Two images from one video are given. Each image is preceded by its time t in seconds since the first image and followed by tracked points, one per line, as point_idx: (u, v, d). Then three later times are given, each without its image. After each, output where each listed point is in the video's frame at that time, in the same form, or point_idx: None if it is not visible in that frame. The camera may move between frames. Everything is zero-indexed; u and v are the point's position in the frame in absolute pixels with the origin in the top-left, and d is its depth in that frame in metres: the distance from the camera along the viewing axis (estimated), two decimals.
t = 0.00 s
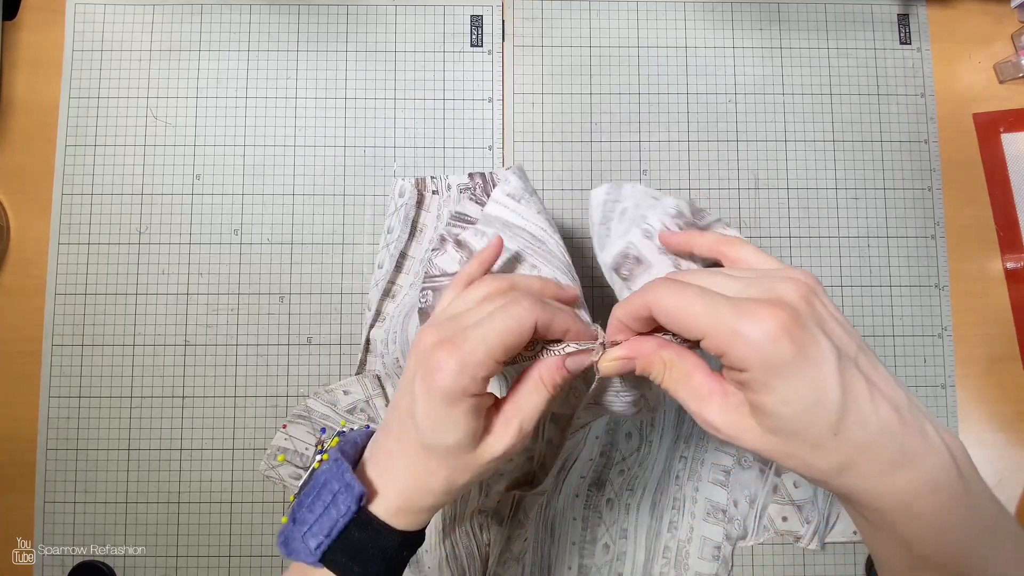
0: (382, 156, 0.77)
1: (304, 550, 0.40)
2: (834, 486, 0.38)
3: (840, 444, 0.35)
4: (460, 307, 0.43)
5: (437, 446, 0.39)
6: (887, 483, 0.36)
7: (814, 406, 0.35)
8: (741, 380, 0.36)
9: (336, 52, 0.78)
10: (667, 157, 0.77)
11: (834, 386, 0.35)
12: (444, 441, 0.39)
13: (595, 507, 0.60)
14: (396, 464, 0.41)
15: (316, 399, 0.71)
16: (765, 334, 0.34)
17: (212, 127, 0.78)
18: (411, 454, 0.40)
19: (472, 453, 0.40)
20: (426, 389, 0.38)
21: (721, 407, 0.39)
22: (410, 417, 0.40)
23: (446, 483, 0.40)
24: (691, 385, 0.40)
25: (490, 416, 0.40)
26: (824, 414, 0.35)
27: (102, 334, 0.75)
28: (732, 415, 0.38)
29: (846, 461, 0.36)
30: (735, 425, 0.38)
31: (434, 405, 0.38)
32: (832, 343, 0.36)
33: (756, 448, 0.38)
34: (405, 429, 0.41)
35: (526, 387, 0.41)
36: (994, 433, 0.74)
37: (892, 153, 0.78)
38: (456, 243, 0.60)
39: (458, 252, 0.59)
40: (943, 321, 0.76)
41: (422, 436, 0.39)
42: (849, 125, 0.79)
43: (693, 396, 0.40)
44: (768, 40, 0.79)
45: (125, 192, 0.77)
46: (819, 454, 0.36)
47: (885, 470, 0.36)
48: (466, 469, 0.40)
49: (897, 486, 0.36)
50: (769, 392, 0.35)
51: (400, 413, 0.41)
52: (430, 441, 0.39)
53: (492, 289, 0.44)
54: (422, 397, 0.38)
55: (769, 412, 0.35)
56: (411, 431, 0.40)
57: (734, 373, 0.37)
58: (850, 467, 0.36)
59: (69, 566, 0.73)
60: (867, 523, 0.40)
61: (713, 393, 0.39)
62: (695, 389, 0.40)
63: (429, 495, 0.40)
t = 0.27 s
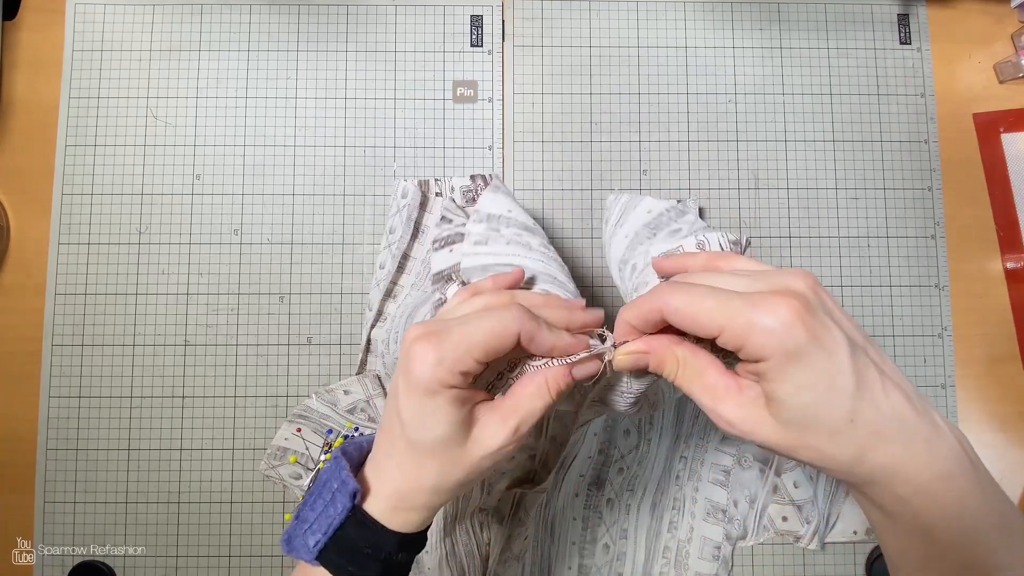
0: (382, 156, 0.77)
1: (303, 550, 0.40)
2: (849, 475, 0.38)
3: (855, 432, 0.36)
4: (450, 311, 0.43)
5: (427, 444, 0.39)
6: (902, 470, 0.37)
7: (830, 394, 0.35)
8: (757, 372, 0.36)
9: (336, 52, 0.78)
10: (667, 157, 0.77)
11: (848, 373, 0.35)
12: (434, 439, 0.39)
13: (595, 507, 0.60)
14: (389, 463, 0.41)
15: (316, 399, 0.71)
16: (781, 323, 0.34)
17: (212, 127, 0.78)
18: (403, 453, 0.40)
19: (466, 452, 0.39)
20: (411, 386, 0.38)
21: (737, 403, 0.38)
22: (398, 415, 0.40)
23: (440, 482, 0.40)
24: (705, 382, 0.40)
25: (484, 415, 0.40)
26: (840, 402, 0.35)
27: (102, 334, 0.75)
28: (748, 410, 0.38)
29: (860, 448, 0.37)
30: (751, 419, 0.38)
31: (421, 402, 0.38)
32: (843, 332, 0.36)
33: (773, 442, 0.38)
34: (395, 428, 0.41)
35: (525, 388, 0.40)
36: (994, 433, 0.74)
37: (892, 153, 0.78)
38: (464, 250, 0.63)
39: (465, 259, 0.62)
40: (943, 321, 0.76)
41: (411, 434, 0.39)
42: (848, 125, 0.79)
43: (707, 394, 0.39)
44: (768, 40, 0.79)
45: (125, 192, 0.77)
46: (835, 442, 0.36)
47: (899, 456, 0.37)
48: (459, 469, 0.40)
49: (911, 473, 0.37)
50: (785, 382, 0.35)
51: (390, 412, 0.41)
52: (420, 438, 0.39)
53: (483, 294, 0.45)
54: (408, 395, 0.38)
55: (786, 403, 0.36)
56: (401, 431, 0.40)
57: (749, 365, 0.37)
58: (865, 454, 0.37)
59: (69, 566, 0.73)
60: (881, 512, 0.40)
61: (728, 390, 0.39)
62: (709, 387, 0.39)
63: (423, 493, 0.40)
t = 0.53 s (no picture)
0: (382, 156, 0.77)
1: None
2: (859, 467, 0.39)
3: (869, 421, 0.37)
4: (429, 321, 0.38)
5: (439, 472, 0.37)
6: (911, 462, 0.38)
7: (848, 382, 0.36)
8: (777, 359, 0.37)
9: (336, 52, 0.78)
10: (667, 157, 0.77)
11: (866, 363, 0.36)
12: (450, 469, 0.37)
13: (595, 507, 0.60)
14: (401, 486, 0.40)
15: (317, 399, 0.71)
16: (803, 312, 0.35)
17: (212, 127, 0.78)
18: (415, 478, 0.39)
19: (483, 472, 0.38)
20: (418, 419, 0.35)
21: (751, 394, 0.39)
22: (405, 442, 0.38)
23: (457, 502, 0.39)
24: (718, 375, 0.40)
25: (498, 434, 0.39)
26: (855, 392, 0.36)
27: (102, 334, 0.75)
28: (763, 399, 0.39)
29: (873, 438, 0.38)
30: (766, 409, 0.39)
31: (428, 436, 0.35)
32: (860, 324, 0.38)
33: (786, 433, 0.38)
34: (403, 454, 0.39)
35: (543, 408, 0.40)
36: (994, 433, 0.74)
37: (892, 153, 0.78)
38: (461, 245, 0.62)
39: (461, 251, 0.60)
40: (943, 321, 0.76)
41: (423, 464, 0.37)
42: (849, 125, 0.79)
43: (720, 386, 0.40)
44: (768, 40, 0.79)
45: (125, 192, 0.77)
46: (849, 431, 0.37)
47: (909, 448, 0.38)
48: (476, 489, 0.39)
49: (919, 466, 0.38)
50: (805, 369, 0.36)
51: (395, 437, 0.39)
52: (432, 467, 0.37)
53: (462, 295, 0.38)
54: (415, 426, 0.36)
55: (804, 390, 0.37)
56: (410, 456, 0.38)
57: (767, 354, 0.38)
58: (878, 444, 0.38)
59: (69, 566, 0.73)
60: (887, 507, 0.41)
61: (741, 382, 0.39)
62: (722, 379, 0.40)
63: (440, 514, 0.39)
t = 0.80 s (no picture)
0: (382, 156, 0.77)
1: None
2: (862, 462, 0.40)
3: (869, 414, 0.38)
4: (433, 327, 0.37)
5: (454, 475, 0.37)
6: (914, 457, 0.38)
7: (848, 376, 0.37)
8: (777, 353, 0.38)
9: (336, 52, 0.78)
10: (667, 157, 0.77)
11: (865, 357, 0.37)
12: (465, 473, 0.37)
13: (595, 507, 0.60)
14: (412, 492, 0.39)
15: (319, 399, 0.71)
16: (800, 305, 0.36)
17: (212, 127, 0.78)
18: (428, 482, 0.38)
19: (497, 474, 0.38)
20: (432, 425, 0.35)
21: (754, 390, 0.40)
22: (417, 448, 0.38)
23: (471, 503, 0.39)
24: (721, 371, 0.40)
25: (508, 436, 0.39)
26: (855, 385, 0.37)
27: (102, 334, 0.75)
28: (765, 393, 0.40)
29: (875, 432, 0.38)
30: (770, 404, 0.39)
31: (444, 440, 0.35)
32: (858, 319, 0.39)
33: (788, 428, 0.39)
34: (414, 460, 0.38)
35: (551, 410, 0.40)
36: (994, 433, 0.74)
37: (892, 153, 0.78)
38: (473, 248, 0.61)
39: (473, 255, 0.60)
40: (943, 321, 0.76)
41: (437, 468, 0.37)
42: (849, 125, 0.79)
43: (723, 383, 0.40)
44: (768, 40, 0.79)
45: (125, 192, 0.77)
46: (850, 425, 0.38)
47: (912, 441, 0.38)
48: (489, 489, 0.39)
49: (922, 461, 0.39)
50: (804, 362, 0.37)
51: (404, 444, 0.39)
52: (447, 472, 0.37)
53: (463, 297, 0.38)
54: (428, 432, 0.36)
55: (804, 383, 0.38)
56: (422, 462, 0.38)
57: (766, 348, 0.39)
58: (881, 438, 0.38)
59: (69, 566, 0.73)
60: (891, 503, 0.41)
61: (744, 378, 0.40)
62: (724, 375, 0.40)
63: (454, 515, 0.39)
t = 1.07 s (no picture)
0: (382, 156, 0.77)
1: (315, 560, 0.40)
2: (863, 462, 0.40)
3: (869, 412, 0.38)
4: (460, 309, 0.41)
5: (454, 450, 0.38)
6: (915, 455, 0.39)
7: (844, 373, 0.38)
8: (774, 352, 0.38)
9: (336, 52, 0.78)
10: (667, 157, 0.77)
11: (860, 354, 0.38)
12: (465, 450, 0.38)
13: (595, 507, 0.60)
14: (412, 471, 0.41)
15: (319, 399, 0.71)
16: (792, 303, 0.37)
17: (212, 127, 0.78)
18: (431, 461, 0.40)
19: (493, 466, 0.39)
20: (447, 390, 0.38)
21: (755, 391, 0.39)
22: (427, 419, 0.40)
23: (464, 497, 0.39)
24: (721, 371, 0.40)
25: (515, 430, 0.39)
26: (853, 382, 0.38)
27: (102, 334, 0.75)
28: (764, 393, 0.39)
29: (875, 431, 0.38)
30: (770, 404, 0.39)
31: (452, 407, 0.37)
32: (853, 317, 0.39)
33: (787, 428, 0.39)
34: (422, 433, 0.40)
35: (565, 417, 0.39)
36: (995, 433, 0.74)
37: (892, 153, 0.78)
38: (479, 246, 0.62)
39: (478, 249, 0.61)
40: (943, 321, 0.76)
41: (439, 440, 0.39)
42: (849, 125, 0.79)
43: (724, 383, 0.40)
44: (768, 40, 0.79)
45: (125, 192, 0.77)
46: (850, 423, 0.38)
47: (913, 439, 0.38)
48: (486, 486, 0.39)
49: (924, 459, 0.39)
50: (801, 360, 0.37)
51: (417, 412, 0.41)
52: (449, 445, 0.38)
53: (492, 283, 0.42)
54: (438, 399, 0.38)
55: (801, 382, 0.38)
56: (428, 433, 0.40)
57: (762, 347, 0.39)
58: (880, 436, 0.38)
59: (69, 566, 0.73)
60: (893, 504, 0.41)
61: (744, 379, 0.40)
62: (724, 376, 0.40)
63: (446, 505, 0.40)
